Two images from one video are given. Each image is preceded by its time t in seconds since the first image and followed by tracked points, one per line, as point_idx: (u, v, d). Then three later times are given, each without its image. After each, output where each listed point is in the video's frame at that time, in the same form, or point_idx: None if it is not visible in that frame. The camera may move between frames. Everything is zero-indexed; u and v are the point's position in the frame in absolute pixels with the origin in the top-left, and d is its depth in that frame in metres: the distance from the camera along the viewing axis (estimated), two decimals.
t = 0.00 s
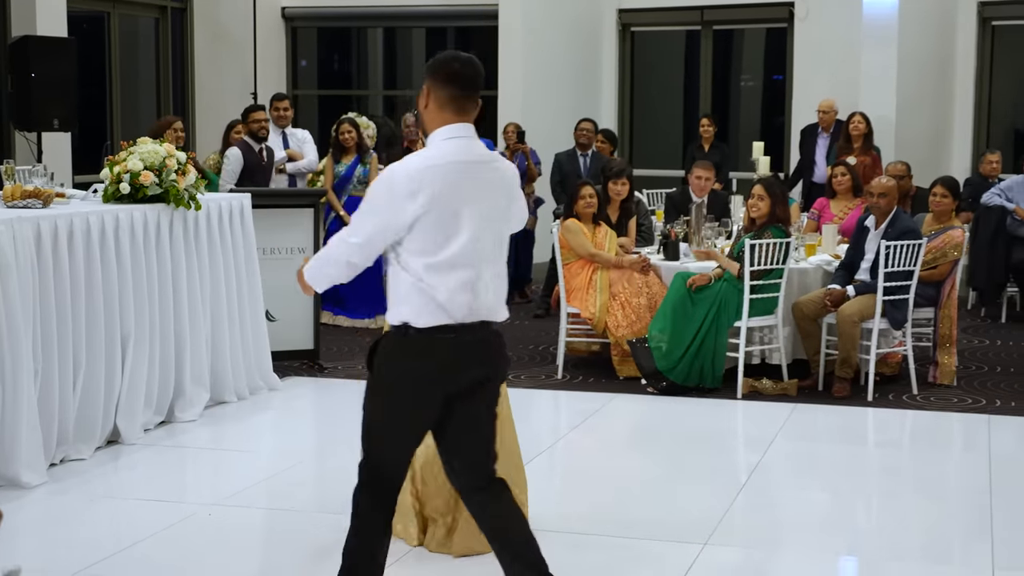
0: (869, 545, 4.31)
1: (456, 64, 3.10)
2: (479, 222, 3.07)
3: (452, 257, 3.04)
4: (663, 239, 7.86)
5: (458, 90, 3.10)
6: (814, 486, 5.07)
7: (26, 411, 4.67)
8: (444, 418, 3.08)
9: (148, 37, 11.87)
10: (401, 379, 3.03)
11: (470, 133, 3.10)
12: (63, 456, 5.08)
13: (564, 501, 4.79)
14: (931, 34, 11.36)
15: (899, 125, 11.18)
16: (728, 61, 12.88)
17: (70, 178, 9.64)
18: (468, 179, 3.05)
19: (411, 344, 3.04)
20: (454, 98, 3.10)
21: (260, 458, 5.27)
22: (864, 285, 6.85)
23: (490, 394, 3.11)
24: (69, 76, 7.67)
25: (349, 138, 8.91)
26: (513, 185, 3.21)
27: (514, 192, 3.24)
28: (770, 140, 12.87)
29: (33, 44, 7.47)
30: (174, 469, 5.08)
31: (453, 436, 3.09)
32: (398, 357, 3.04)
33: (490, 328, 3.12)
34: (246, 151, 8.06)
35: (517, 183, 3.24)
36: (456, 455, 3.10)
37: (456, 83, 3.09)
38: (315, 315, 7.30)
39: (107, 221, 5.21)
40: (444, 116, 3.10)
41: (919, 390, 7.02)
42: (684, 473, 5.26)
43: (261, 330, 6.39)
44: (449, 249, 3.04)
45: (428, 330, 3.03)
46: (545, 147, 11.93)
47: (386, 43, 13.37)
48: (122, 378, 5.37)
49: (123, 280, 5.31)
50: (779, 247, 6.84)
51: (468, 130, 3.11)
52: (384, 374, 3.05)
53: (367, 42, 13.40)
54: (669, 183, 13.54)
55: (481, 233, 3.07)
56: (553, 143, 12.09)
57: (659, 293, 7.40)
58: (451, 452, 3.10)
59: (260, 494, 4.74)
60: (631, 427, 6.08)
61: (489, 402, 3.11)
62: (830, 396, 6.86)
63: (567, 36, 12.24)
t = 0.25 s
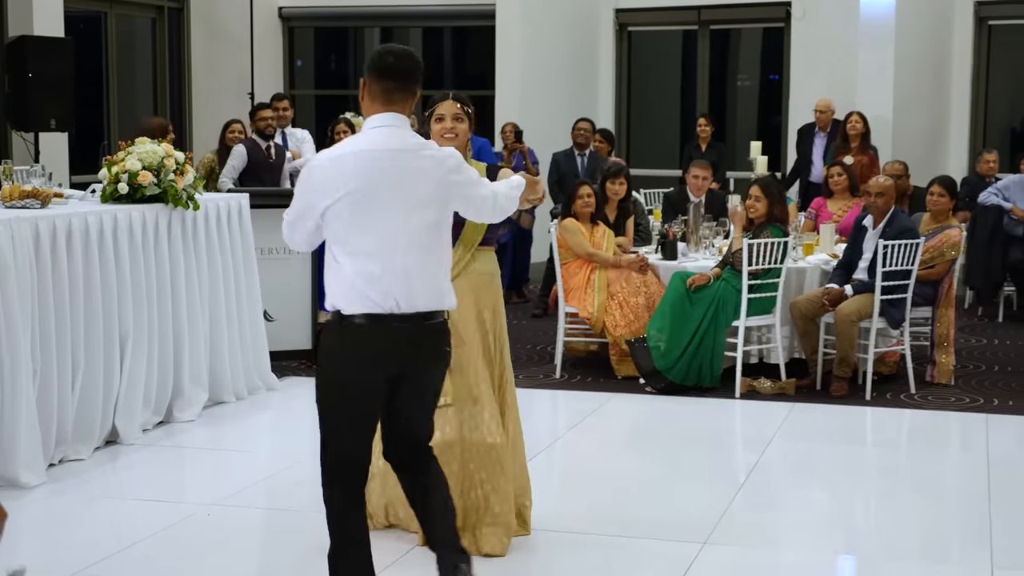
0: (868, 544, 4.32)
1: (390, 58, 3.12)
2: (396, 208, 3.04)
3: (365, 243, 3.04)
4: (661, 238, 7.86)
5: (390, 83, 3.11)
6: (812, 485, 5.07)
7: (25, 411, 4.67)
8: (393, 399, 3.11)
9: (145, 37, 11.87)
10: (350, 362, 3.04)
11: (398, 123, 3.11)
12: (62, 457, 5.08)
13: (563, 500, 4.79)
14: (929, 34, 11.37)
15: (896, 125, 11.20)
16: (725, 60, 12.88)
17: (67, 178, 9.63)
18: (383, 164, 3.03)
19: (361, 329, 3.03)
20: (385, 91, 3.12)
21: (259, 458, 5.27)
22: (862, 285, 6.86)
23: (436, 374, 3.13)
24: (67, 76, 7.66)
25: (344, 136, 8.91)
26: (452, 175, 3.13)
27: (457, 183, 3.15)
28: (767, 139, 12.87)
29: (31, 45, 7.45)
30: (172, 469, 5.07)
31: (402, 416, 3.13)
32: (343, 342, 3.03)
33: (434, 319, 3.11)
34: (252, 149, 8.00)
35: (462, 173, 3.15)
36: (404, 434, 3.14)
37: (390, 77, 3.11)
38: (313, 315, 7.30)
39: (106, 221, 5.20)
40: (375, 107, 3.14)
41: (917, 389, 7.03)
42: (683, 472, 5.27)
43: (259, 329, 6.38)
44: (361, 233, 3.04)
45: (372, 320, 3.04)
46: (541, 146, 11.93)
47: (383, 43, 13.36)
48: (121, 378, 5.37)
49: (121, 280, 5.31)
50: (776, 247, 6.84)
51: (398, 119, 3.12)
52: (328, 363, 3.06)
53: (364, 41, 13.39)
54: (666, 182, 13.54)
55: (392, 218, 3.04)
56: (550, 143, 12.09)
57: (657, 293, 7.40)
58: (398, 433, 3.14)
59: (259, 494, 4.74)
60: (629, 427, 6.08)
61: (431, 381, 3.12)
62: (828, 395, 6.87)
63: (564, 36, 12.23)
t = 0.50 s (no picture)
0: (861, 544, 4.33)
1: (359, 56, 3.16)
2: (348, 201, 3.04)
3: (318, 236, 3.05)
4: (654, 238, 7.86)
5: (356, 79, 3.15)
6: (806, 485, 5.08)
7: (18, 412, 4.65)
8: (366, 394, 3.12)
9: (137, 37, 11.84)
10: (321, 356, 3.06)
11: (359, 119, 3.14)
12: (55, 457, 5.07)
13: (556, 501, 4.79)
14: (923, 34, 11.37)
15: (889, 125, 11.22)
16: (718, 60, 12.90)
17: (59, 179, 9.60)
18: (337, 158, 3.05)
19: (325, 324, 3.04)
20: (351, 87, 3.16)
21: (253, 458, 5.26)
22: (855, 284, 6.86)
23: (407, 368, 3.13)
24: (59, 76, 7.64)
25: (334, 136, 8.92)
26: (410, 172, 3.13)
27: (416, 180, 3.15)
28: (760, 139, 12.88)
29: (23, 45, 7.44)
30: (165, 470, 5.06)
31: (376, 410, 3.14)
32: (311, 338, 3.04)
33: (401, 310, 3.12)
34: (251, 147, 7.94)
35: (420, 169, 3.15)
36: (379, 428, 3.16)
37: (358, 73, 3.15)
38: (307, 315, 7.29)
39: (99, 221, 5.19)
40: (340, 102, 3.18)
41: (910, 389, 7.03)
42: (676, 472, 5.27)
43: (253, 330, 6.38)
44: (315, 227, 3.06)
45: (334, 311, 3.04)
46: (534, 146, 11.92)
47: (376, 42, 13.34)
48: (114, 378, 5.36)
49: (114, 280, 5.30)
50: (771, 246, 6.84)
51: (359, 116, 3.15)
52: (299, 357, 3.07)
53: (357, 41, 13.38)
54: (659, 182, 13.54)
55: (342, 212, 3.04)
56: (544, 143, 12.09)
57: (650, 293, 7.41)
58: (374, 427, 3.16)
59: (252, 495, 4.73)
60: (623, 427, 6.08)
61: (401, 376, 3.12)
62: (822, 394, 6.87)
63: (557, 36, 12.22)
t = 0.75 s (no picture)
0: (855, 544, 4.33)
1: (364, 66, 3.18)
2: (327, 208, 3.06)
3: (306, 243, 3.09)
4: (647, 239, 7.86)
5: (359, 87, 3.18)
6: (799, 486, 5.08)
7: (10, 413, 4.64)
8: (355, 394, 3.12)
9: (130, 37, 11.82)
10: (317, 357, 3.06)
11: (356, 126, 3.16)
12: (47, 459, 5.05)
13: (549, 502, 4.78)
14: (915, 34, 11.39)
15: (881, 125, 11.23)
16: (711, 60, 12.91)
17: (52, 179, 9.59)
18: (322, 165, 3.07)
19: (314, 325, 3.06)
20: (352, 94, 3.19)
21: (245, 460, 5.25)
22: (848, 284, 6.87)
23: (394, 368, 3.14)
24: (52, 76, 7.62)
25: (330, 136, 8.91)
26: (396, 181, 3.09)
27: (402, 191, 3.10)
28: (753, 139, 12.90)
29: (15, 44, 7.41)
30: (158, 471, 5.05)
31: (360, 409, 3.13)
32: (301, 338, 3.06)
33: (387, 313, 3.13)
34: (241, 148, 7.98)
35: (410, 184, 3.10)
36: (367, 429, 3.15)
37: (362, 81, 3.18)
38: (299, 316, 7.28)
39: (90, 222, 5.17)
40: (341, 108, 3.21)
41: (903, 389, 7.04)
42: (669, 473, 5.27)
43: (244, 331, 6.36)
44: (303, 234, 3.09)
45: (322, 311, 3.07)
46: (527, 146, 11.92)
47: (368, 42, 13.33)
48: (105, 380, 5.34)
49: (107, 281, 5.28)
50: (762, 248, 6.85)
51: (358, 122, 3.17)
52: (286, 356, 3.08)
53: (350, 41, 13.36)
54: (652, 182, 13.55)
55: (327, 219, 3.06)
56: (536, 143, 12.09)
57: (643, 293, 7.42)
58: (360, 427, 3.15)
59: (244, 496, 4.72)
60: (616, 428, 6.08)
61: (385, 376, 3.12)
62: (815, 395, 6.88)
63: (550, 37, 12.22)
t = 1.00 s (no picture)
0: (850, 545, 4.33)
1: (380, 69, 3.32)
2: (322, 204, 3.21)
3: (311, 235, 3.25)
4: (642, 240, 7.87)
5: (372, 89, 3.32)
6: (795, 487, 5.08)
7: (5, 415, 4.63)
8: (357, 388, 3.24)
9: (125, 38, 11.81)
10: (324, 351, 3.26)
11: (365, 128, 3.29)
12: (41, 461, 5.04)
13: (545, 503, 4.79)
14: (910, 34, 11.40)
15: (877, 125, 11.24)
16: (706, 60, 12.91)
17: (46, 180, 9.57)
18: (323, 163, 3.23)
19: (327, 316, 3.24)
20: (365, 95, 3.32)
21: (240, 461, 5.24)
22: (843, 286, 6.87)
23: (396, 364, 3.27)
24: (46, 76, 7.61)
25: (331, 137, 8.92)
26: (384, 176, 3.16)
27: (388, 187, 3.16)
28: (748, 139, 12.90)
29: (10, 45, 7.40)
30: (153, 472, 5.04)
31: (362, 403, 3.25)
32: (308, 328, 3.25)
33: (387, 311, 3.26)
34: (225, 152, 8.18)
35: (394, 184, 3.16)
36: (368, 424, 3.26)
37: (375, 83, 3.32)
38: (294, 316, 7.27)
39: (85, 224, 5.17)
40: (355, 109, 3.35)
41: (898, 390, 7.05)
42: (665, 474, 5.27)
43: (240, 332, 6.36)
44: (309, 225, 3.26)
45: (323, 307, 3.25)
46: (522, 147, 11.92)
47: (364, 42, 13.32)
48: (100, 381, 5.33)
49: (101, 283, 5.27)
50: (758, 248, 6.88)
51: (366, 124, 3.31)
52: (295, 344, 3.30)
53: (345, 41, 13.35)
54: (647, 183, 13.55)
55: (323, 214, 3.21)
56: (532, 144, 12.08)
57: (638, 294, 7.46)
58: (362, 422, 3.26)
59: (240, 498, 4.72)
60: (611, 429, 6.08)
61: (387, 371, 3.25)
62: (810, 396, 6.88)
63: (545, 37, 12.22)
